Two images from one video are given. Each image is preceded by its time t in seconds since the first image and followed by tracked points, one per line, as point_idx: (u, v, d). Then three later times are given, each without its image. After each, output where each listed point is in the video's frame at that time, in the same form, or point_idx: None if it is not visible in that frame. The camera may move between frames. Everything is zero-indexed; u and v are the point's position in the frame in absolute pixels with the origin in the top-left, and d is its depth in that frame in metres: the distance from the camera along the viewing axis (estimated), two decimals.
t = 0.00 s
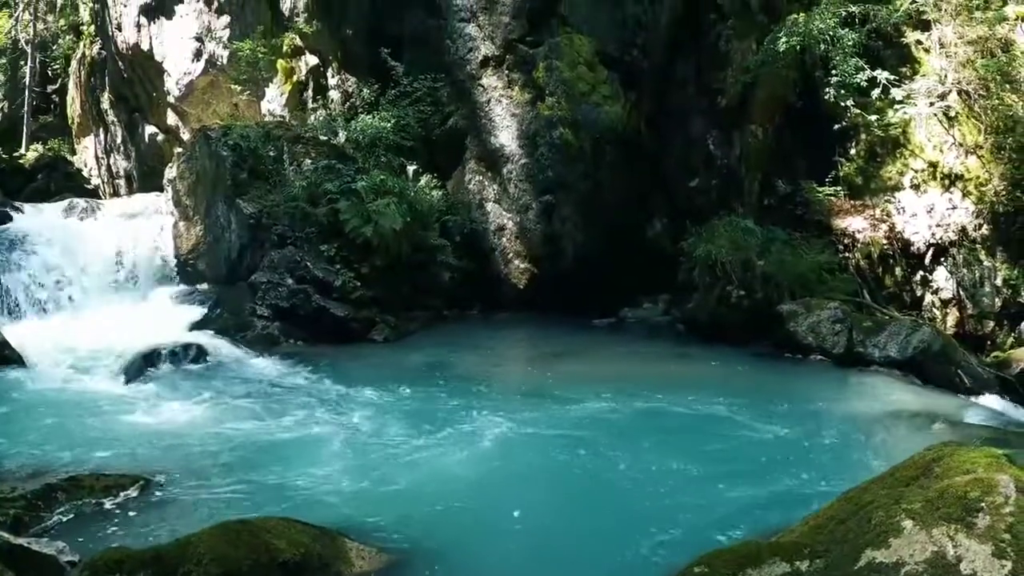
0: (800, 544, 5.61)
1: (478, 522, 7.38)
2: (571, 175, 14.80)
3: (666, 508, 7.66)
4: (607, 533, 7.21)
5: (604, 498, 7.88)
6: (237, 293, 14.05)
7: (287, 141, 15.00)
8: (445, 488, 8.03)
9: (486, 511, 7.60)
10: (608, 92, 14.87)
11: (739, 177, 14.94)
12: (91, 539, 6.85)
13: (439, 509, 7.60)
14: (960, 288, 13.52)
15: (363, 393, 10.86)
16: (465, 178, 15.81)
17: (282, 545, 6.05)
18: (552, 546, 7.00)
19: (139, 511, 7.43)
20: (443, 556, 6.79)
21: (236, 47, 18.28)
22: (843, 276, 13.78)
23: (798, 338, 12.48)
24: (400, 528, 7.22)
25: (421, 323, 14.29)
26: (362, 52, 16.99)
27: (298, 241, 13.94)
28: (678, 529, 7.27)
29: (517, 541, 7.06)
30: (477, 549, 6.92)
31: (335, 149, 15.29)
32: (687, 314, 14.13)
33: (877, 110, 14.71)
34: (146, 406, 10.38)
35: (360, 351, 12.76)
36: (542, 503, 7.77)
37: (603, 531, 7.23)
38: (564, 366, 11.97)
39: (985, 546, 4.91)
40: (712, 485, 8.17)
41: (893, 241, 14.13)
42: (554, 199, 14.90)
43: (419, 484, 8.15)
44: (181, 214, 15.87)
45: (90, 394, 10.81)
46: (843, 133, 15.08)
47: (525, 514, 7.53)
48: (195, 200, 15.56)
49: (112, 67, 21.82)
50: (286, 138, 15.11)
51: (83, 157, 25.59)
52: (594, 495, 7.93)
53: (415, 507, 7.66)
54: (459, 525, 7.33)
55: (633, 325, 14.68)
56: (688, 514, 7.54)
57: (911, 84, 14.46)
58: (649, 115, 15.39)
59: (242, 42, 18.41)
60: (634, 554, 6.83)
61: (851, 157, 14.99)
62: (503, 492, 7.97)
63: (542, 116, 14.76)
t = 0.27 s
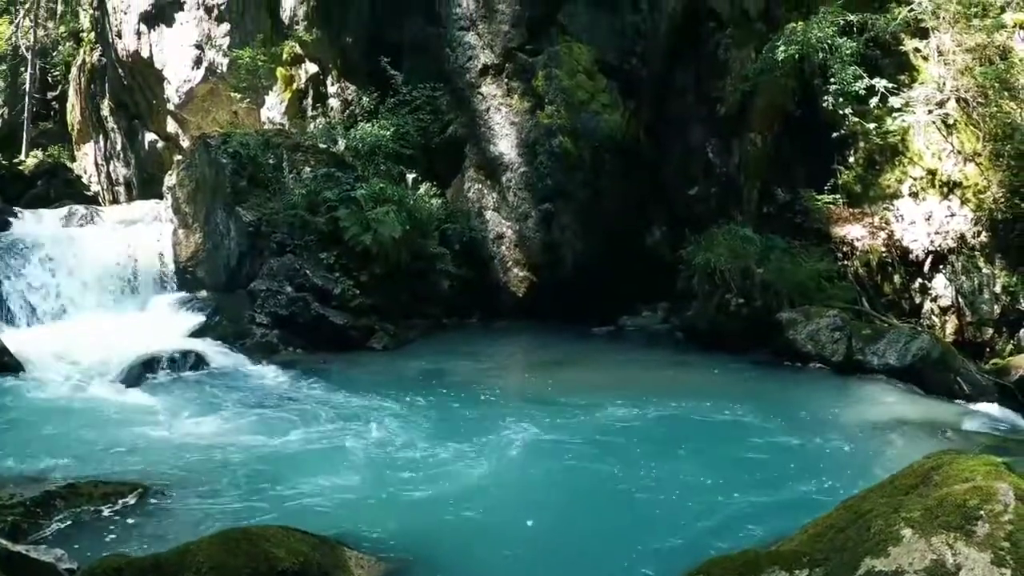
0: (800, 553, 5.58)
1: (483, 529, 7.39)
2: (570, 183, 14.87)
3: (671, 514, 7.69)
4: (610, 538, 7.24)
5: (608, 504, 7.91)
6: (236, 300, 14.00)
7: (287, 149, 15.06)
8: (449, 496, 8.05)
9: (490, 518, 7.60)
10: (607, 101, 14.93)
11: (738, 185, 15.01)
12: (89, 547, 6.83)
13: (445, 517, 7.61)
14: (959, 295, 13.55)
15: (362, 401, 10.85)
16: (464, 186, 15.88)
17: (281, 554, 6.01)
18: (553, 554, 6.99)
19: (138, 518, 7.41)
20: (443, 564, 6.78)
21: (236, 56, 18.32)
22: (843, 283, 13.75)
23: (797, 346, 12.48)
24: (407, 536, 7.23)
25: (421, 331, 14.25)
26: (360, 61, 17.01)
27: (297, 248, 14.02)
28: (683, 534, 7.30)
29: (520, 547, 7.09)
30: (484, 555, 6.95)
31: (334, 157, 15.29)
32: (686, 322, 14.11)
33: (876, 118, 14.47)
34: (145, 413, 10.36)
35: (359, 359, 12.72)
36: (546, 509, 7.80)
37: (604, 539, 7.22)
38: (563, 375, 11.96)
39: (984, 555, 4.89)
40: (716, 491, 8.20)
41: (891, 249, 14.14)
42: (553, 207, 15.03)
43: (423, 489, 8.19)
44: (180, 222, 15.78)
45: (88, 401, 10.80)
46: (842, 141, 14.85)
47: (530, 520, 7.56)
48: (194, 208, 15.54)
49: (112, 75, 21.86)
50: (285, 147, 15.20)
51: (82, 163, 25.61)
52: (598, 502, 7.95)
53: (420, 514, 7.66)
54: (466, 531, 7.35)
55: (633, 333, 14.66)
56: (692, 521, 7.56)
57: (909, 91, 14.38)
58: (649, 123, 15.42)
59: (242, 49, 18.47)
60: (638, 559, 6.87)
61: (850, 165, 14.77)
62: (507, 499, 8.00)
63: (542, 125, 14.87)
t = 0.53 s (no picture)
0: (796, 560, 5.44)
1: (491, 533, 7.46)
2: (569, 191, 14.85)
3: (677, 519, 7.77)
4: (617, 542, 7.32)
5: (611, 511, 7.94)
6: (235, 308, 13.98)
7: (286, 156, 14.97)
8: (452, 501, 8.10)
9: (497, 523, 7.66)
10: (606, 109, 14.95)
11: (738, 193, 15.01)
12: (86, 554, 6.81)
13: (452, 520, 7.69)
14: (959, 302, 13.46)
15: (360, 409, 10.85)
16: (463, 195, 15.82)
17: (280, 564, 5.96)
18: (556, 563, 6.98)
19: (136, 525, 7.40)
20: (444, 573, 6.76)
21: (236, 63, 18.13)
22: (842, 291, 13.78)
23: (796, 354, 12.48)
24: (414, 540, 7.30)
25: (420, 339, 14.24)
26: (363, 68, 17.28)
27: (296, 256, 13.94)
28: (689, 538, 7.39)
29: (528, 550, 7.16)
30: (493, 558, 7.02)
31: (333, 164, 15.23)
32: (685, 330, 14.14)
33: (874, 126, 15.00)
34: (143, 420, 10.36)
35: (359, 367, 12.73)
36: (552, 513, 7.88)
37: (607, 548, 7.21)
38: (561, 383, 11.96)
39: (984, 564, 4.90)
40: (720, 496, 8.27)
41: (890, 257, 14.19)
42: (553, 215, 14.96)
43: (428, 495, 8.24)
44: (180, 229, 15.80)
45: (87, 408, 10.80)
46: (840, 149, 15.36)
47: (536, 524, 7.63)
48: (194, 216, 15.57)
49: (112, 82, 21.89)
50: (285, 154, 15.10)
51: (82, 170, 25.63)
52: (604, 506, 8.03)
53: (427, 517, 7.76)
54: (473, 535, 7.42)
55: (632, 341, 14.67)
56: (698, 525, 7.65)
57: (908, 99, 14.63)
58: (647, 131, 15.45)
59: (242, 57, 18.23)
60: (645, 562, 6.95)
61: (848, 173, 15.25)
62: (513, 503, 8.07)
63: (541, 133, 14.85)
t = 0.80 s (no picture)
0: (796, 567, 5.30)
1: (496, 536, 7.52)
2: (568, 199, 14.85)
3: (681, 523, 7.82)
4: (621, 548, 7.33)
5: (615, 517, 7.94)
6: (234, 314, 13.97)
7: (286, 163, 15.00)
8: (454, 507, 8.12)
9: (502, 526, 7.71)
10: (604, 116, 14.95)
11: (737, 200, 15.01)
12: (85, 560, 6.79)
13: (458, 524, 7.74)
14: (958, 308, 13.52)
15: (359, 416, 10.84)
16: (463, 202, 15.86)
17: (279, 569, 5.89)
18: (560, 568, 6.97)
19: (134, 532, 7.38)
20: None
21: (236, 70, 18.13)
22: (841, 298, 13.78)
23: (795, 361, 12.48)
24: (419, 543, 7.36)
25: (419, 346, 14.22)
26: (362, 74, 17.33)
27: (295, 263, 14.00)
28: (694, 541, 7.45)
29: (535, 552, 7.23)
30: (498, 560, 7.08)
31: (332, 171, 15.22)
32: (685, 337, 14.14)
33: (873, 133, 15.06)
34: (142, 427, 10.34)
35: (358, 374, 12.72)
36: (558, 517, 7.94)
37: (611, 554, 7.21)
38: (561, 391, 11.93)
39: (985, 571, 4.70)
40: (723, 501, 8.32)
41: (889, 263, 14.28)
42: (552, 222, 14.96)
43: (431, 499, 8.29)
44: (179, 236, 15.85)
45: (86, 414, 10.79)
46: (839, 156, 15.43)
47: (541, 528, 7.69)
48: (193, 222, 15.57)
49: (112, 88, 21.91)
50: (284, 162, 15.14)
51: (81, 176, 25.64)
52: (608, 510, 8.08)
53: (429, 519, 7.85)
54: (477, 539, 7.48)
55: (631, 348, 14.66)
56: (702, 529, 7.71)
57: (906, 105, 14.56)
58: (646, 139, 15.47)
59: (242, 64, 18.24)
60: (650, 566, 7.00)
61: (847, 180, 15.28)
62: (519, 507, 8.13)
63: (540, 140, 14.86)
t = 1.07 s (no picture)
0: None
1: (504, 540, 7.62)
2: (567, 207, 14.89)
3: (687, 526, 7.91)
4: (625, 555, 7.33)
5: (617, 524, 7.95)
6: (233, 321, 13.96)
7: (286, 171, 15.01)
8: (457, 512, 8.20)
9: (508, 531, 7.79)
10: (604, 124, 15.00)
11: (736, 208, 15.03)
12: (83, 568, 6.77)
13: (466, 529, 7.82)
14: (956, 316, 13.54)
15: (358, 424, 10.84)
16: (462, 210, 15.85)
17: None
18: None
19: (133, 540, 7.37)
20: None
21: (235, 77, 18.15)
22: (840, 306, 13.71)
23: (794, 368, 12.49)
24: (429, 546, 7.47)
25: (418, 354, 14.21)
26: (363, 81, 17.31)
27: (294, 271, 13.95)
28: (701, 545, 7.54)
29: (545, 555, 7.33)
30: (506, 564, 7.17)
31: (332, 179, 15.23)
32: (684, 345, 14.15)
33: (871, 140, 15.11)
34: (140, 435, 10.34)
35: (358, 382, 12.73)
36: (566, 521, 8.03)
37: (615, 561, 7.22)
38: (560, 399, 11.91)
39: None
40: (727, 505, 8.40)
41: (888, 271, 14.29)
42: (551, 230, 15.01)
43: (435, 505, 8.36)
44: (178, 243, 15.84)
45: (84, 422, 10.78)
46: (839, 164, 15.48)
47: (544, 535, 7.70)
48: (192, 229, 15.56)
49: (112, 95, 21.94)
50: (283, 169, 15.13)
51: (81, 183, 25.66)
52: (613, 515, 8.15)
53: (429, 528, 7.83)
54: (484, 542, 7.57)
55: (630, 356, 14.66)
56: (709, 532, 7.80)
57: (905, 113, 14.69)
58: (645, 147, 15.50)
59: (241, 72, 18.25)
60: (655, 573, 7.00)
61: (846, 188, 15.33)
62: (524, 512, 8.21)
63: (539, 148, 14.88)
